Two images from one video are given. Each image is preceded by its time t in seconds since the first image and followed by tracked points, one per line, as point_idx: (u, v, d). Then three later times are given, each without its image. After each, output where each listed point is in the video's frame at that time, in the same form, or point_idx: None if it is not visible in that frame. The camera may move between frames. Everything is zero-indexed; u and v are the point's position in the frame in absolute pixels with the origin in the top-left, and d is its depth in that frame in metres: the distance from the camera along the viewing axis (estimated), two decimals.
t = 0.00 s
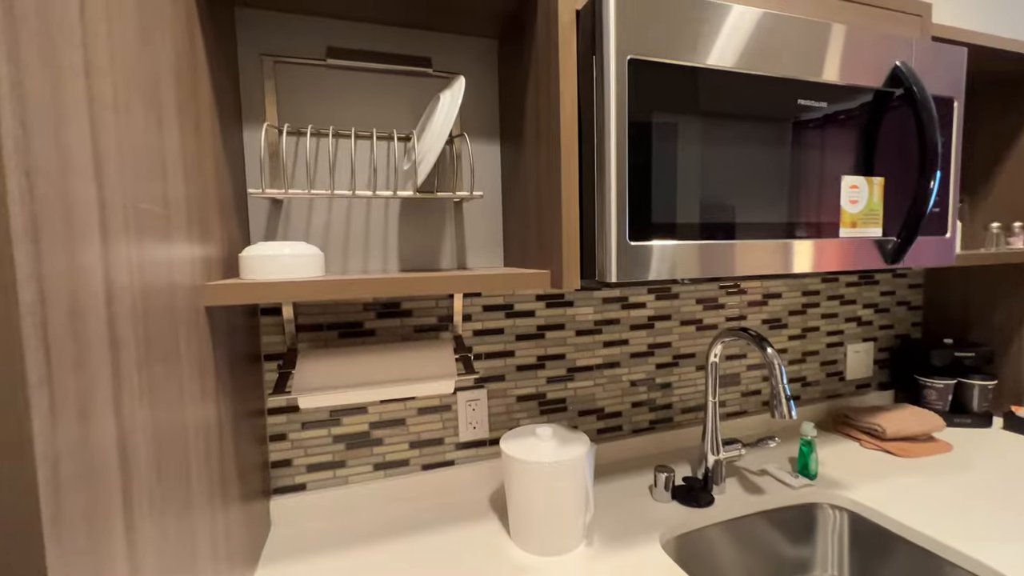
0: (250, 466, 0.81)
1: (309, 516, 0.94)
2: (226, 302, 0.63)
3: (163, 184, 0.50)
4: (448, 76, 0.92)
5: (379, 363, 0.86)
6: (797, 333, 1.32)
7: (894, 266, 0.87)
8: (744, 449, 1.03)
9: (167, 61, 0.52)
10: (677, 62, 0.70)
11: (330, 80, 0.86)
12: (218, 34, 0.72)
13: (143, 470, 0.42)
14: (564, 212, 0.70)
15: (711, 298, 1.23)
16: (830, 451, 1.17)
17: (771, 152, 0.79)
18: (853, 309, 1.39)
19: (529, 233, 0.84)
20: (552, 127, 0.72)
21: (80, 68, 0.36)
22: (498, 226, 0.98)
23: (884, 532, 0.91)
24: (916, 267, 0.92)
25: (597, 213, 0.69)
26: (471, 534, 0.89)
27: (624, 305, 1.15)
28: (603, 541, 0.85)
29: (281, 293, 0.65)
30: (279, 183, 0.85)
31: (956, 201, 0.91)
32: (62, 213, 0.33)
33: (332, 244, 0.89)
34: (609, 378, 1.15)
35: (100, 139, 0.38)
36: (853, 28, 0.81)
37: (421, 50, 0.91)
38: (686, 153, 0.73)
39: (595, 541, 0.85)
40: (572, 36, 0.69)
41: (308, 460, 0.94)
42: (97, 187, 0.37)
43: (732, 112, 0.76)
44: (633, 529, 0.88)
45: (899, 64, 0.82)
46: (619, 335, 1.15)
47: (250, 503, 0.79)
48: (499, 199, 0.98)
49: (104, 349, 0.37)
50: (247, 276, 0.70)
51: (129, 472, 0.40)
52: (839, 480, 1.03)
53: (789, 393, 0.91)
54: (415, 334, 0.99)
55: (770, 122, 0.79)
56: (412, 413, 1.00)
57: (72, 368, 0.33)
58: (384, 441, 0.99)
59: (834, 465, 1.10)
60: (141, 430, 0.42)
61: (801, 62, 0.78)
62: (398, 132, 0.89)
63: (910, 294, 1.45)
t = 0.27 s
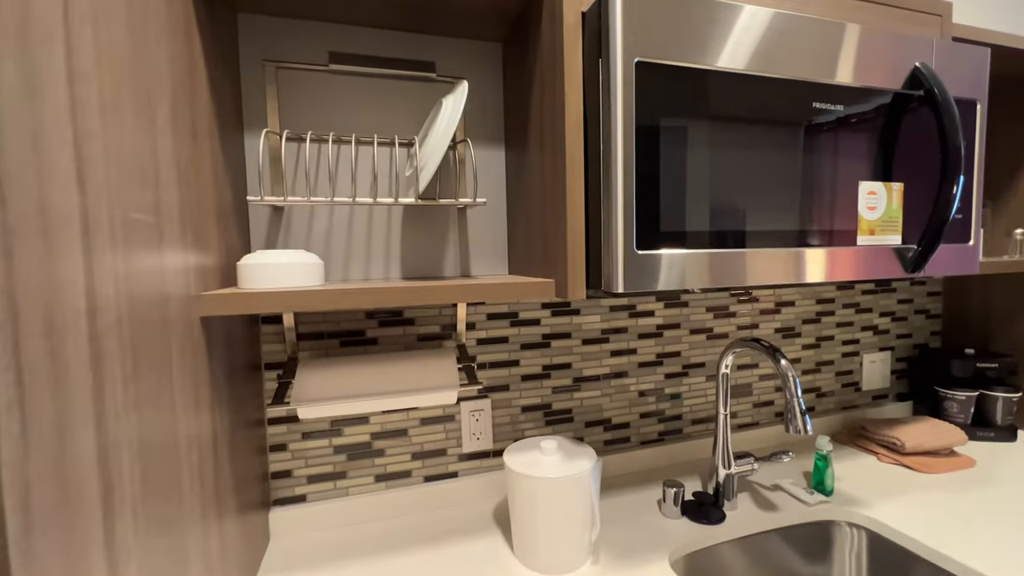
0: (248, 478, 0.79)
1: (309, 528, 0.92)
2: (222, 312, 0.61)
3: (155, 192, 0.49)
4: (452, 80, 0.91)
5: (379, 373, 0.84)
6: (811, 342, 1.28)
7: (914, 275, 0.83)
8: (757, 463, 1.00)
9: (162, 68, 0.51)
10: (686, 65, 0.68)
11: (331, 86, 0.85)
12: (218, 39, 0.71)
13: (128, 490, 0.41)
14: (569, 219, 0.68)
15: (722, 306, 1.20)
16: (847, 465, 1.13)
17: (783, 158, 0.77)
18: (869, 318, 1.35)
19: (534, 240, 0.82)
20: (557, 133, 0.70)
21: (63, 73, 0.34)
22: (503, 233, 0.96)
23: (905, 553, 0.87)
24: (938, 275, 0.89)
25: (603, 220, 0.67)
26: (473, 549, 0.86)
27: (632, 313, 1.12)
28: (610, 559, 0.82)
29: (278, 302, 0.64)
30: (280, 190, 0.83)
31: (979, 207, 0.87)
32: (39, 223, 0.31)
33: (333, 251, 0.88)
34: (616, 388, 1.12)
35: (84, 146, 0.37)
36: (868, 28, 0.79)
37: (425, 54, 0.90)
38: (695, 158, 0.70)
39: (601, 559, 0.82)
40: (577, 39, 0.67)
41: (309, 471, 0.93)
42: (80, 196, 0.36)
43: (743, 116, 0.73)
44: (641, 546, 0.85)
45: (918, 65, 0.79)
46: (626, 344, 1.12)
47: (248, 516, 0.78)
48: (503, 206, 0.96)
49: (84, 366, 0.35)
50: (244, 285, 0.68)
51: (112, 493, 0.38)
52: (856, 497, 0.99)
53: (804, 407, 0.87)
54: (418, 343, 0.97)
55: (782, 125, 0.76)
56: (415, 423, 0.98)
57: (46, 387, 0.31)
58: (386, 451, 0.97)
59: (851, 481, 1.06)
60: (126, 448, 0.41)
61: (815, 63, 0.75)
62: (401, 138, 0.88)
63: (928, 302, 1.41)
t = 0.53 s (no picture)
0: (244, 487, 0.78)
1: (306, 538, 0.91)
2: (215, 320, 0.60)
3: (145, 198, 0.48)
4: (452, 84, 0.90)
5: (378, 381, 0.82)
6: (817, 349, 1.26)
7: (925, 282, 0.81)
8: (763, 473, 0.98)
9: (154, 71, 0.50)
10: (690, 67, 0.66)
11: (331, 89, 0.84)
12: (215, 43, 0.71)
13: (111, 506, 0.39)
14: (569, 225, 0.67)
15: (726, 313, 1.18)
16: (855, 475, 1.10)
17: (789, 162, 0.75)
18: (877, 324, 1.32)
19: (535, 246, 0.80)
20: (557, 137, 0.69)
21: (44, 78, 0.33)
22: (504, 238, 0.95)
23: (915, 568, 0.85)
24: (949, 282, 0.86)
25: (605, 227, 0.65)
26: (472, 561, 0.84)
27: (635, 319, 1.10)
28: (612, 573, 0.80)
29: (273, 310, 0.63)
30: (278, 195, 0.82)
31: (992, 212, 0.85)
32: (15, 231, 0.30)
33: (332, 256, 0.86)
34: (619, 395, 1.10)
35: (67, 151, 0.36)
36: (875, 30, 0.77)
37: (425, 57, 0.89)
38: (699, 163, 0.69)
39: (602, 572, 0.80)
40: (578, 41, 0.66)
41: (306, 479, 0.91)
42: (63, 203, 0.35)
43: (749, 120, 0.72)
44: (644, 559, 0.83)
45: (928, 68, 0.78)
46: (629, 351, 1.10)
47: (242, 526, 0.76)
48: (504, 211, 0.95)
49: (64, 379, 0.34)
50: (239, 292, 0.67)
51: (94, 510, 0.37)
52: (866, 509, 0.96)
53: (811, 418, 0.85)
54: (417, 350, 0.96)
55: (788, 128, 0.74)
56: (414, 431, 0.97)
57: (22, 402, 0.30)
58: (384, 460, 0.95)
59: (859, 492, 1.03)
60: (109, 463, 0.39)
61: (821, 66, 0.73)
62: (400, 142, 0.87)
63: (938, 308, 1.38)
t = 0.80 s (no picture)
0: (238, 491, 0.78)
1: (301, 542, 0.90)
2: (207, 323, 0.60)
3: (136, 201, 0.47)
4: (448, 86, 0.90)
5: (373, 384, 0.82)
6: (815, 352, 1.26)
7: (923, 285, 0.81)
8: (761, 477, 0.97)
9: (146, 74, 0.50)
10: (687, 70, 0.66)
11: (327, 92, 0.84)
12: (210, 44, 0.70)
13: (99, 512, 0.39)
14: (565, 228, 0.66)
15: (724, 315, 1.17)
16: (853, 479, 1.10)
17: (786, 165, 0.75)
18: (875, 327, 1.32)
19: (531, 249, 0.80)
20: (554, 140, 0.69)
21: (31, 80, 0.33)
22: (500, 241, 0.95)
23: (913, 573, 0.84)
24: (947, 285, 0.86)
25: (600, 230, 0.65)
26: (468, 565, 0.84)
27: (632, 321, 1.10)
28: None
29: (267, 313, 0.62)
30: (274, 198, 0.82)
31: (989, 215, 0.85)
32: None
33: (328, 259, 0.86)
34: (616, 398, 1.10)
35: (54, 154, 0.35)
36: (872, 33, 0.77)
37: (421, 60, 0.88)
38: (697, 166, 0.68)
39: None
40: (574, 44, 0.66)
41: (302, 483, 0.91)
42: (50, 207, 0.35)
43: (746, 123, 0.71)
44: (641, 564, 0.83)
45: (926, 71, 0.77)
46: (626, 354, 1.10)
47: (236, 531, 0.76)
48: (501, 213, 0.95)
49: (49, 384, 0.34)
50: (233, 295, 0.67)
51: (80, 517, 0.36)
52: (864, 513, 0.96)
53: (809, 421, 0.85)
54: (413, 353, 0.95)
55: (785, 130, 0.74)
56: (410, 434, 0.96)
57: (5, 409, 0.30)
58: (380, 463, 0.95)
59: (858, 496, 1.03)
60: (97, 469, 0.39)
61: (819, 69, 0.73)
62: (396, 144, 0.86)
63: (936, 310, 1.38)
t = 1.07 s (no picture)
0: (231, 492, 0.77)
1: (295, 544, 0.90)
2: (200, 324, 0.59)
3: (128, 201, 0.47)
4: (443, 87, 0.90)
5: (367, 384, 0.82)
6: (808, 352, 1.27)
7: (913, 286, 0.82)
8: (754, 476, 0.98)
9: (139, 73, 0.50)
10: (681, 72, 0.66)
11: (321, 92, 0.84)
12: (203, 44, 0.70)
13: (90, 513, 0.39)
14: (559, 229, 0.67)
15: (718, 316, 1.18)
16: (846, 478, 1.11)
17: (779, 168, 0.75)
18: (867, 328, 1.33)
19: (526, 250, 0.80)
20: (548, 140, 0.69)
21: (22, 80, 0.33)
22: (495, 241, 0.95)
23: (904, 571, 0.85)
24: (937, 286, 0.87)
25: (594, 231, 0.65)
26: (462, 566, 0.84)
27: (627, 322, 1.10)
28: None
29: (260, 313, 0.62)
30: (267, 198, 0.82)
31: (979, 217, 0.86)
32: None
33: (322, 259, 0.86)
34: (611, 398, 1.10)
35: (45, 154, 0.35)
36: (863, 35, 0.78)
37: (416, 60, 0.88)
38: (691, 167, 0.69)
39: None
40: (568, 45, 0.66)
41: (295, 484, 0.91)
42: (41, 207, 0.34)
43: (739, 125, 0.72)
44: (635, 564, 0.83)
45: (916, 74, 0.78)
46: (621, 354, 1.10)
47: (228, 532, 0.75)
48: (496, 214, 0.95)
49: (39, 385, 0.33)
50: (226, 296, 0.66)
51: (71, 518, 0.36)
52: (855, 512, 0.97)
53: (801, 421, 0.85)
54: (408, 353, 0.95)
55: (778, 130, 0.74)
56: (404, 435, 0.96)
57: None
58: (375, 464, 0.95)
59: (850, 495, 1.03)
60: (88, 470, 0.39)
61: (811, 71, 0.74)
62: (390, 145, 0.86)
63: (928, 311, 1.40)
